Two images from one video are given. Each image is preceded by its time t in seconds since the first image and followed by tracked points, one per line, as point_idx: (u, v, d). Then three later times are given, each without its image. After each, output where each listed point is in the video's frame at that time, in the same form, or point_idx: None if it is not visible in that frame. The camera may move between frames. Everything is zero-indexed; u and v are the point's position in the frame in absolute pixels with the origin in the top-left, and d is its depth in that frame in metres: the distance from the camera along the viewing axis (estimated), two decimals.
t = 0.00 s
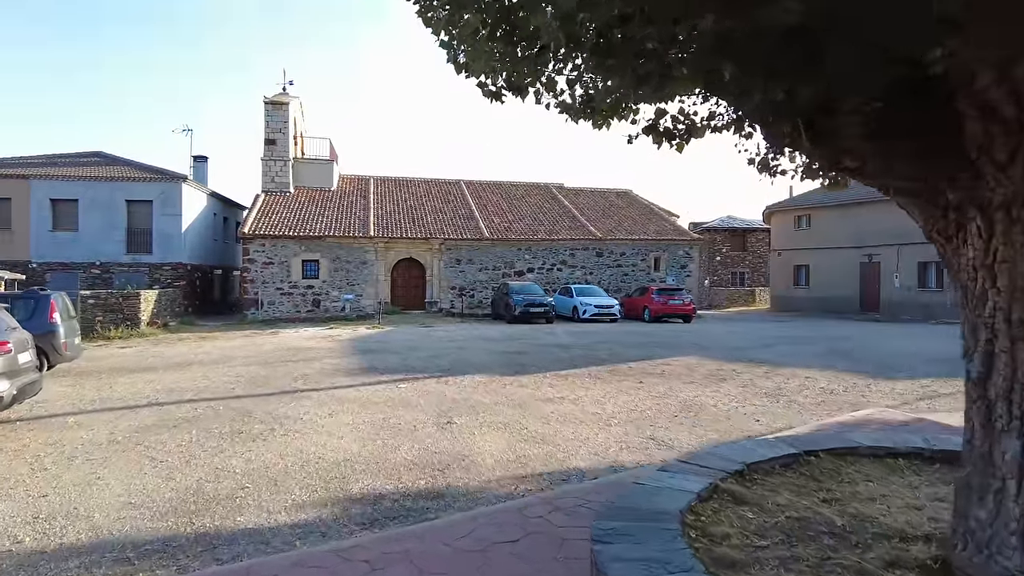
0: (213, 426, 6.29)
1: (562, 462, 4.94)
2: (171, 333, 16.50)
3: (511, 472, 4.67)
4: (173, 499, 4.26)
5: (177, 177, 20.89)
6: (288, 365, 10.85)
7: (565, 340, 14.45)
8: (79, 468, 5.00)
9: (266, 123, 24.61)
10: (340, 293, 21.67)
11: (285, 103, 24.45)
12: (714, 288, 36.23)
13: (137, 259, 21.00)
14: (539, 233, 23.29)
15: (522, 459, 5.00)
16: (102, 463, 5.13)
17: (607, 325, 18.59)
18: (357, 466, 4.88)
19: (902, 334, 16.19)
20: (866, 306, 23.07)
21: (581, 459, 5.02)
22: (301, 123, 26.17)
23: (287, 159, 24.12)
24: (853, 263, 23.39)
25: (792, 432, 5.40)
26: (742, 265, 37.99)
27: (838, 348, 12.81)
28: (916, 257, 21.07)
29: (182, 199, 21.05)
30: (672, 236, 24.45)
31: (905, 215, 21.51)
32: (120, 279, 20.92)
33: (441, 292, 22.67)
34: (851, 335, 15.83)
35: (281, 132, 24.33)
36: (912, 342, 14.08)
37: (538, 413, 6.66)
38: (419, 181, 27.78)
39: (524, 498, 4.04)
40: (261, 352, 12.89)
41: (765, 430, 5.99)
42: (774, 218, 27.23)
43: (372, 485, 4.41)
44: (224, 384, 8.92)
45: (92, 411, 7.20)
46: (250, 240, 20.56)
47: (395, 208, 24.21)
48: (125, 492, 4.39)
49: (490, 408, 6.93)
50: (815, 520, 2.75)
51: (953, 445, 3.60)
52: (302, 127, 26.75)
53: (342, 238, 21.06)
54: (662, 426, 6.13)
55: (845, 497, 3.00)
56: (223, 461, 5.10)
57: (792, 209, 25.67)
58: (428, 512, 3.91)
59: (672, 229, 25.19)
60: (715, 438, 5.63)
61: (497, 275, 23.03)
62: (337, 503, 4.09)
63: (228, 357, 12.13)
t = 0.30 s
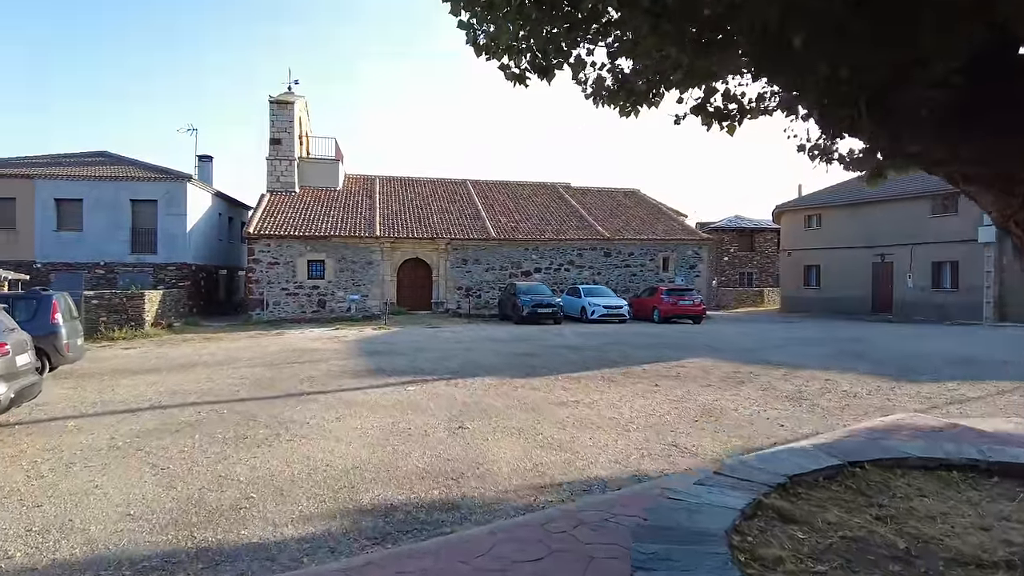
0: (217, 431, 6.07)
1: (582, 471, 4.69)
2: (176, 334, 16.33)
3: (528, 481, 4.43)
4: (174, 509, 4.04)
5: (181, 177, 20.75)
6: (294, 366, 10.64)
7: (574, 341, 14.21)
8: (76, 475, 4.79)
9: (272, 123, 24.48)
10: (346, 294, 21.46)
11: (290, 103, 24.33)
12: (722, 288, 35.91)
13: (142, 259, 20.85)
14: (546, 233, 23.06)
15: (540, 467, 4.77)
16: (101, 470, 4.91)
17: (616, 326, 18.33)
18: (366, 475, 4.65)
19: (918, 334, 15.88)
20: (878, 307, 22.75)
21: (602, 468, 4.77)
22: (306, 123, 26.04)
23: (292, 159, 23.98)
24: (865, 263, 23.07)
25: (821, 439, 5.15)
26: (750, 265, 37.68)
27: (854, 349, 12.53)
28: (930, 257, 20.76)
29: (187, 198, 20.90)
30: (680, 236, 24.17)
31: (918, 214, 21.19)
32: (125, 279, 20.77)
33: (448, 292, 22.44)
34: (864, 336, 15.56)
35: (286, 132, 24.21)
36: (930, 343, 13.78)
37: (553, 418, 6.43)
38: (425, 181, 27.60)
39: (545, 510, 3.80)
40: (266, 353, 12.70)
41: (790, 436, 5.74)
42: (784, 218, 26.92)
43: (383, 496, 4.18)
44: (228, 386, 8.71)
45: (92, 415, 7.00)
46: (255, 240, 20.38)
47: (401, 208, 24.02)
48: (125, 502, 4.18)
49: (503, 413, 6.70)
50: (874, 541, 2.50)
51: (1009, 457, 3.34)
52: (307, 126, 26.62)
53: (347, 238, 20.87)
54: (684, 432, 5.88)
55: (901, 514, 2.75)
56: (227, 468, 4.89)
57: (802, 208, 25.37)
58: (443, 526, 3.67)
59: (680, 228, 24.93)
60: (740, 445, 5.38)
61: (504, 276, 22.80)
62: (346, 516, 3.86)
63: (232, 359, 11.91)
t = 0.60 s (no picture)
0: (230, 437, 5.88)
1: (612, 484, 4.46)
2: (189, 334, 16.23)
3: (556, 494, 4.20)
4: (185, 523, 3.84)
5: (195, 177, 20.70)
6: (307, 368, 10.47)
7: (591, 342, 13.96)
8: (84, 485, 4.59)
9: (285, 123, 24.42)
10: (359, 294, 21.31)
11: (303, 102, 24.25)
12: (737, 288, 35.49)
13: (155, 259, 20.83)
14: (560, 232, 22.81)
15: (567, 479, 4.54)
16: (111, 479, 4.73)
17: (633, 327, 18.04)
18: (385, 486, 4.44)
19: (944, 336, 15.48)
20: (899, 307, 22.30)
21: (632, 481, 4.53)
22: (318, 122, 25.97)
23: (305, 158, 23.90)
24: (886, 263, 22.62)
25: (864, 450, 4.89)
26: (765, 265, 37.21)
27: (880, 351, 12.18)
28: (953, 256, 20.31)
29: (200, 198, 20.85)
30: (696, 235, 23.82)
31: (941, 213, 20.74)
32: (138, 279, 20.74)
33: (461, 292, 22.23)
34: (887, 337, 15.20)
35: (299, 131, 24.15)
36: (957, 345, 13.41)
37: (577, 424, 6.19)
38: (437, 180, 27.43)
39: (577, 528, 3.56)
40: (279, 354, 12.55)
41: (828, 444, 5.48)
42: (801, 216, 26.49)
43: (403, 510, 3.96)
44: (241, 389, 8.54)
45: (103, 419, 6.84)
46: (269, 240, 20.28)
47: (414, 208, 23.87)
48: (133, 515, 3.98)
49: (524, 419, 6.47)
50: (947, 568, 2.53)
51: None
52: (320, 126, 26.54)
53: (361, 238, 20.73)
54: (714, 441, 5.63)
55: (975, 539, 2.76)
56: (240, 478, 4.70)
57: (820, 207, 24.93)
58: (468, 544, 3.44)
59: (696, 228, 24.59)
60: (776, 455, 5.11)
61: (518, 276, 22.56)
62: (366, 532, 3.64)
63: (245, 360, 11.76)
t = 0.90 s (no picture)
0: (245, 440, 5.70)
1: (646, 493, 4.23)
2: (201, 334, 16.13)
3: (588, 504, 3.99)
4: (201, 533, 3.65)
5: (208, 176, 20.64)
6: (322, 368, 10.30)
7: (609, 343, 13.72)
8: (93, 491, 4.41)
9: (297, 122, 24.35)
10: (372, 294, 21.15)
11: (315, 100, 24.18)
12: (752, 288, 35.07)
13: (168, 259, 20.79)
14: (574, 232, 22.55)
15: (599, 488, 4.31)
16: (122, 484, 4.55)
17: (649, 327, 17.76)
18: (407, 493, 4.23)
19: (970, 337, 15.09)
20: (921, 307, 21.87)
21: (667, 490, 4.30)
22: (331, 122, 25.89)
23: (318, 157, 23.82)
24: (907, 263, 22.18)
25: (911, 459, 4.63)
26: (781, 265, 36.79)
27: (908, 353, 11.85)
28: (977, 255, 19.87)
29: (212, 197, 20.79)
30: (713, 234, 23.48)
31: (964, 212, 20.31)
32: (151, 279, 20.70)
33: (474, 292, 22.02)
34: (912, 338, 14.84)
35: (312, 130, 24.10)
36: (986, 347, 13.04)
37: (602, 429, 5.97)
38: (450, 179, 27.26)
39: (616, 544, 3.35)
40: (294, 354, 12.40)
41: (870, 450, 5.22)
42: (819, 215, 26.06)
43: (428, 520, 3.75)
44: (254, 389, 8.38)
45: (116, 421, 6.68)
46: (282, 240, 20.18)
47: (426, 207, 23.70)
48: (146, 523, 3.80)
49: (546, 422, 6.25)
50: None
51: None
52: (332, 125, 26.45)
53: (374, 237, 20.59)
54: (749, 447, 5.39)
55: None
56: (256, 484, 4.51)
57: (839, 205, 24.51)
58: (500, 558, 3.23)
59: (712, 227, 24.25)
60: (816, 462, 4.86)
61: (532, 276, 22.32)
62: (391, 544, 3.44)
63: (258, 360, 11.61)
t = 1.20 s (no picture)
0: (251, 447, 5.49)
1: (674, 507, 4.01)
2: (207, 335, 15.97)
3: (615, 518, 3.77)
4: (205, 549, 3.43)
5: (213, 175, 20.49)
6: (329, 370, 10.10)
7: (620, 344, 13.48)
8: (93, 501, 4.21)
9: (303, 121, 24.18)
10: (378, 294, 20.96)
11: (321, 100, 24.02)
12: (760, 288, 34.75)
13: (173, 259, 20.65)
14: (582, 232, 22.31)
15: (625, 501, 4.09)
16: (123, 494, 4.34)
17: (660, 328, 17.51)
18: (421, 506, 4.01)
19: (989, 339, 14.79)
20: (934, 308, 21.57)
21: (696, 503, 4.07)
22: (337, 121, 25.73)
23: (324, 157, 23.64)
24: (920, 263, 21.87)
25: (951, 471, 4.40)
26: (790, 265, 36.48)
27: (928, 356, 11.58)
28: (993, 256, 19.56)
29: (217, 196, 20.63)
30: (723, 235, 23.22)
31: (979, 212, 20.00)
32: (157, 279, 20.57)
33: (481, 292, 21.80)
34: (929, 340, 14.56)
35: (318, 129, 23.93)
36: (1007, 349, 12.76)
37: (622, 436, 5.74)
38: (456, 179, 27.06)
39: (651, 563, 3.14)
40: (300, 356, 12.20)
41: (905, 459, 4.99)
42: (830, 215, 25.73)
43: (445, 536, 3.53)
44: (261, 392, 8.18)
45: (119, 425, 6.49)
46: (288, 239, 20.01)
47: (433, 207, 23.51)
48: (147, 538, 3.58)
49: (564, 428, 6.03)
50: None
51: None
52: (338, 124, 26.29)
53: (380, 237, 20.40)
54: (778, 456, 5.16)
55: None
56: (262, 494, 4.30)
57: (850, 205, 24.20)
58: None
59: (722, 227, 23.97)
60: (850, 471, 4.63)
61: (539, 276, 22.09)
62: (408, 562, 3.22)
63: (264, 361, 11.41)
